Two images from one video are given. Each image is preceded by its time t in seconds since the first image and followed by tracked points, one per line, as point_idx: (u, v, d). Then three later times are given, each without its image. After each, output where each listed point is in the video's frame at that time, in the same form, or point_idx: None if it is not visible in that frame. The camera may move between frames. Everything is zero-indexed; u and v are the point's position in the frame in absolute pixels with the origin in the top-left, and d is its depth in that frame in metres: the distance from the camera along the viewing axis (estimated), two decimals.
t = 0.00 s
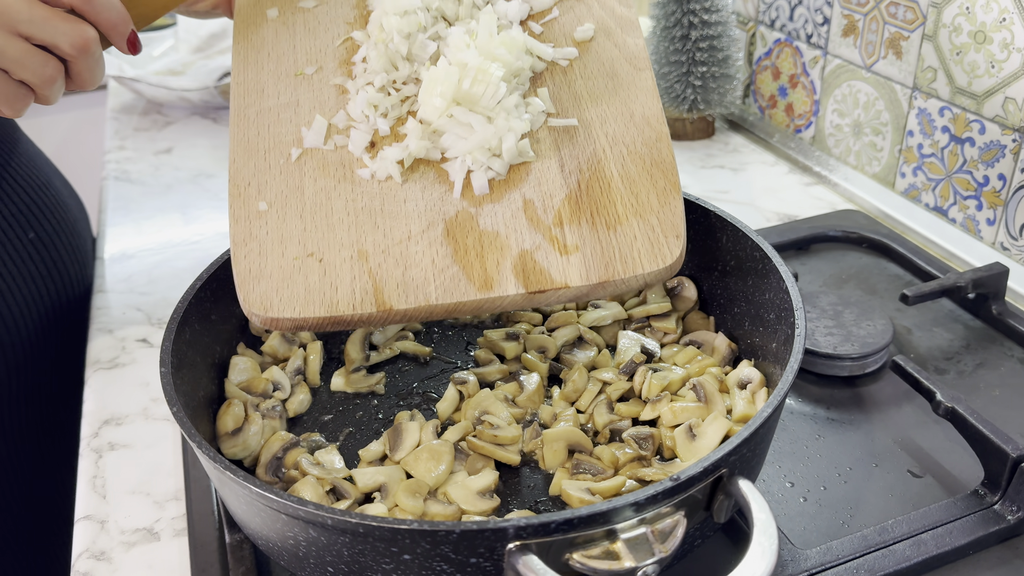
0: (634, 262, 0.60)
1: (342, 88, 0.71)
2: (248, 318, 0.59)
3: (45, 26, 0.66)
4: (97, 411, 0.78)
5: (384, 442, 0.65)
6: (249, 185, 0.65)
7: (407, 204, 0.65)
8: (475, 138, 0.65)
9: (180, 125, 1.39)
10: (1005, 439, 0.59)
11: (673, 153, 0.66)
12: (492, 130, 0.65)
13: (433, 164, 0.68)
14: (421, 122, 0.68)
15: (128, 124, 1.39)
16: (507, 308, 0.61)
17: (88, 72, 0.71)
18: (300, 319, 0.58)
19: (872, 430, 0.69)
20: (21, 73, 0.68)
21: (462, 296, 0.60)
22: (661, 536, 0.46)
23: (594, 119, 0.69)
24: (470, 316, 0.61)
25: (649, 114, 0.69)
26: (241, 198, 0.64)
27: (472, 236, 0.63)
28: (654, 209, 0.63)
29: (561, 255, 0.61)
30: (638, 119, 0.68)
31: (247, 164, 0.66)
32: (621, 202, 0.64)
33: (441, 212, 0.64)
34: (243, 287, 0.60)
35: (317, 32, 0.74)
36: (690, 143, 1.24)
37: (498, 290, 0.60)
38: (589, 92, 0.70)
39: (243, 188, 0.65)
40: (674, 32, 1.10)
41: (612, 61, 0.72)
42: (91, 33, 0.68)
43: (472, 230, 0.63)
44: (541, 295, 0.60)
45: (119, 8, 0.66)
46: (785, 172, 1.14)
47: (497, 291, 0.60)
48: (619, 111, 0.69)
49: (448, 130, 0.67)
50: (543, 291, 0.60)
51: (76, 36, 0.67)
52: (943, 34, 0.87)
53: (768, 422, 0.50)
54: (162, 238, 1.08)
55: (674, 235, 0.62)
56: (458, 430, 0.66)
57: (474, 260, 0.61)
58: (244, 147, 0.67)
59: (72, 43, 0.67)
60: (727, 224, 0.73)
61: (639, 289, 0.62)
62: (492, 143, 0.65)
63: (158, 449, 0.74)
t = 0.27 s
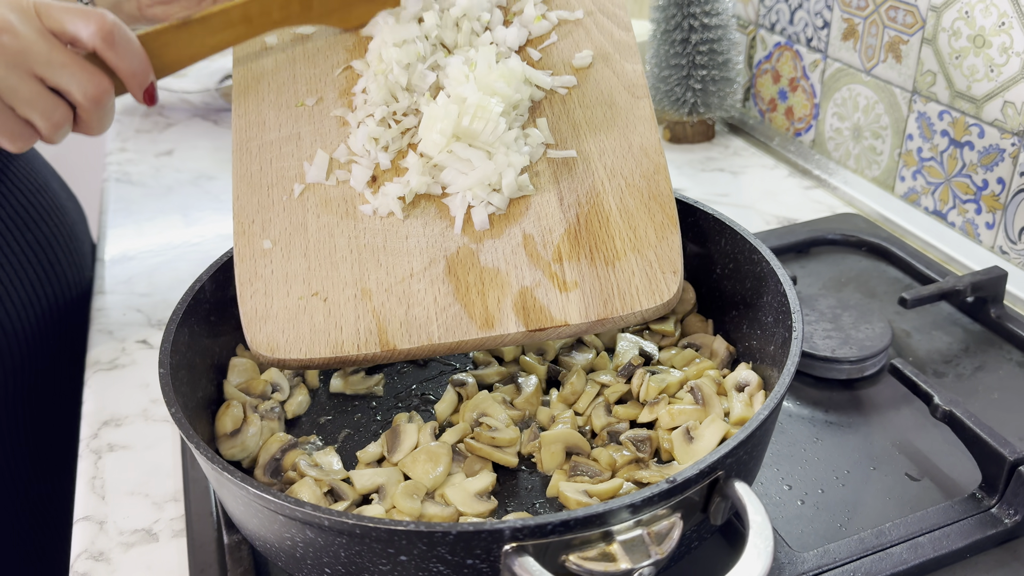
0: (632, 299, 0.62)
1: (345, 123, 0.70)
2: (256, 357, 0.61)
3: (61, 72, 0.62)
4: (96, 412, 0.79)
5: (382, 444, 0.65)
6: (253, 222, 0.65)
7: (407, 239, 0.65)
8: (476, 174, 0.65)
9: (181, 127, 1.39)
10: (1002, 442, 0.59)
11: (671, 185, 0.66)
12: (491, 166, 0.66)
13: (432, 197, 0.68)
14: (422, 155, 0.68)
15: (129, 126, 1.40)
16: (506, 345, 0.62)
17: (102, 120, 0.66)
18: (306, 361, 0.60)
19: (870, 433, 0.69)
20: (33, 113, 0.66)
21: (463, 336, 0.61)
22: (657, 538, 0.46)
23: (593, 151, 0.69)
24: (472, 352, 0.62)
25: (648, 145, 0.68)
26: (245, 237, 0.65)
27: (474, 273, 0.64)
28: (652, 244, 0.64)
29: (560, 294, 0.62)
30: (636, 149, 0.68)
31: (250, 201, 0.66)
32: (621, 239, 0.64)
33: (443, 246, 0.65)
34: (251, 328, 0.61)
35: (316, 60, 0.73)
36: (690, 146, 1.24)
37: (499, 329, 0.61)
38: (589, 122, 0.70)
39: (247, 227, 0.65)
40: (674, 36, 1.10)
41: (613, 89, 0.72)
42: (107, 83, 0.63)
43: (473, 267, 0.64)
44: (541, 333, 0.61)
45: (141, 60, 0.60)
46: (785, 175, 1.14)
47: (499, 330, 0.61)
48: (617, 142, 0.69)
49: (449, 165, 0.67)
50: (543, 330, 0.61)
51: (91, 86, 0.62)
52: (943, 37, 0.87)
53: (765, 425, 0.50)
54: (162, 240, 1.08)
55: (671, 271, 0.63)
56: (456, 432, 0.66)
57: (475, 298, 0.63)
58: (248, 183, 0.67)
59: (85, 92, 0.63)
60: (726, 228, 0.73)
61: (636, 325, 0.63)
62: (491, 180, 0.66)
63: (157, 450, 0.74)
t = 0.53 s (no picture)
0: (620, 310, 0.62)
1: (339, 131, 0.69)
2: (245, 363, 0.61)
3: (32, 199, 0.55)
4: (96, 414, 0.79)
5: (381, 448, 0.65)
6: (246, 229, 0.66)
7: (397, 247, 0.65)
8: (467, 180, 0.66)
9: (182, 130, 1.40)
10: (1002, 446, 0.59)
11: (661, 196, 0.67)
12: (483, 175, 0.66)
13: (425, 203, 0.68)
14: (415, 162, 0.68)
15: (131, 128, 1.40)
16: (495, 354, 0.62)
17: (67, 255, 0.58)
18: (293, 367, 0.60)
19: (870, 437, 0.69)
20: None
21: (452, 344, 0.61)
22: (655, 542, 0.46)
23: (586, 161, 0.69)
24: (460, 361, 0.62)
25: (641, 157, 0.68)
26: (238, 243, 0.65)
27: (464, 283, 0.64)
28: (642, 256, 0.64)
29: (548, 304, 0.62)
30: (630, 160, 0.68)
31: (243, 208, 0.67)
32: (611, 251, 0.64)
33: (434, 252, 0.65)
34: (241, 333, 0.61)
35: (313, 67, 0.73)
36: (691, 149, 1.24)
37: (487, 339, 0.61)
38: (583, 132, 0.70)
39: (240, 233, 0.65)
40: (675, 39, 1.11)
41: (606, 99, 0.72)
42: (82, 215, 0.56)
43: (463, 275, 0.64)
44: (529, 342, 0.61)
45: (126, 197, 0.55)
46: (785, 179, 1.14)
47: (486, 339, 0.61)
48: (611, 153, 0.69)
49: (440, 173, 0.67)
50: (531, 339, 0.61)
51: (61, 215, 0.55)
52: (943, 42, 0.87)
53: (763, 429, 0.50)
54: (163, 242, 1.08)
55: (660, 282, 0.63)
56: (455, 435, 0.66)
57: (464, 307, 0.63)
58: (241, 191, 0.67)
59: (55, 223, 0.55)
60: (726, 231, 0.73)
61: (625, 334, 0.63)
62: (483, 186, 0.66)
63: (157, 452, 0.74)
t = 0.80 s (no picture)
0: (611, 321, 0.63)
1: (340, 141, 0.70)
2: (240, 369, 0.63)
3: (12, 148, 0.54)
4: (97, 415, 0.79)
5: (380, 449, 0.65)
6: (242, 236, 0.66)
7: (391, 254, 0.66)
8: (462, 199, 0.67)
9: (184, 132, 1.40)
10: (1003, 449, 0.59)
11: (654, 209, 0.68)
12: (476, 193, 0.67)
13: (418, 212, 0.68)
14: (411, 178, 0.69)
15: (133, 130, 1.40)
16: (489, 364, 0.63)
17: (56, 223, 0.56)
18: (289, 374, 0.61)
19: (871, 439, 0.69)
20: None
21: (444, 353, 0.62)
22: (656, 544, 0.46)
23: (581, 170, 0.69)
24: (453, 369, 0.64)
25: (636, 166, 0.69)
26: (233, 250, 0.65)
27: (457, 293, 0.65)
28: (634, 268, 0.65)
29: (540, 316, 0.64)
30: (624, 171, 0.69)
31: (241, 215, 0.67)
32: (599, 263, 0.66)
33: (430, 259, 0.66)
34: (235, 342, 0.62)
35: (313, 73, 0.73)
36: (692, 152, 1.24)
37: (479, 349, 0.62)
38: (578, 141, 0.71)
39: (236, 240, 0.66)
40: (676, 42, 1.11)
41: (603, 107, 0.73)
42: (66, 167, 0.55)
43: (456, 285, 0.65)
44: (523, 352, 0.63)
45: (117, 154, 0.53)
46: (786, 182, 1.14)
47: (480, 349, 0.62)
48: (606, 163, 0.70)
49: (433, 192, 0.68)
50: (524, 350, 0.62)
51: (44, 165, 0.54)
52: (944, 44, 0.87)
53: (764, 431, 0.50)
54: (165, 244, 1.08)
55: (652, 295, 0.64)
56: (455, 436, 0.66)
57: (458, 317, 0.64)
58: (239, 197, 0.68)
59: (38, 178, 0.54)
60: (727, 234, 0.73)
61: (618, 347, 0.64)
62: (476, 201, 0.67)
63: (158, 453, 0.74)
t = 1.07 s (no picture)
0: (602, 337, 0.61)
1: (332, 151, 0.70)
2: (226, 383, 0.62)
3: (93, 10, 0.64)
4: (99, 416, 0.79)
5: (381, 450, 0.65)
6: (232, 247, 0.66)
7: (380, 266, 0.65)
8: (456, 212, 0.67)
9: (185, 133, 1.40)
10: (1005, 451, 0.59)
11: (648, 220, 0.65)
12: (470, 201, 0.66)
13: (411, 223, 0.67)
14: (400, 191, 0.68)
15: (135, 131, 1.41)
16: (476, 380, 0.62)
17: (129, 73, 0.66)
18: (273, 388, 0.61)
19: (873, 442, 0.69)
20: (57, 46, 0.65)
21: (430, 369, 0.61)
22: (658, 545, 0.46)
23: (575, 181, 0.68)
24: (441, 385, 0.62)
25: (630, 177, 0.67)
26: (222, 262, 0.65)
27: (446, 306, 0.64)
28: (626, 282, 0.63)
29: (528, 331, 0.62)
30: (618, 180, 0.67)
31: (230, 224, 0.67)
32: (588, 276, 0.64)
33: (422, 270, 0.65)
34: (221, 356, 0.62)
35: (305, 81, 0.73)
36: (693, 153, 1.25)
37: (466, 364, 0.61)
38: (572, 151, 0.69)
39: (225, 252, 0.66)
40: (678, 44, 1.11)
41: (597, 115, 0.70)
42: (135, 26, 0.64)
43: (445, 299, 0.64)
44: (509, 369, 0.61)
45: (186, 8, 0.64)
46: (788, 184, 1.14)
47: (467, 365, 0.61)
48: (602, 173, 0.68)
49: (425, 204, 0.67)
50: (511, 366, 0.61)
51: (119, 23, 0.64)
52: (946, 46, 0.87)
53: (767, 432, 0.50)
54: (167, 245, 1.08)
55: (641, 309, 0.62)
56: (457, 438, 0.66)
57: (446, 333, 0.63)
58: (229, 207, 0.68)
59: (115, 29, 0.64)
60: (729, 235, 0.73)
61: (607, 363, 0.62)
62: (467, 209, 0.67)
63: (160, 454, 0.74)
